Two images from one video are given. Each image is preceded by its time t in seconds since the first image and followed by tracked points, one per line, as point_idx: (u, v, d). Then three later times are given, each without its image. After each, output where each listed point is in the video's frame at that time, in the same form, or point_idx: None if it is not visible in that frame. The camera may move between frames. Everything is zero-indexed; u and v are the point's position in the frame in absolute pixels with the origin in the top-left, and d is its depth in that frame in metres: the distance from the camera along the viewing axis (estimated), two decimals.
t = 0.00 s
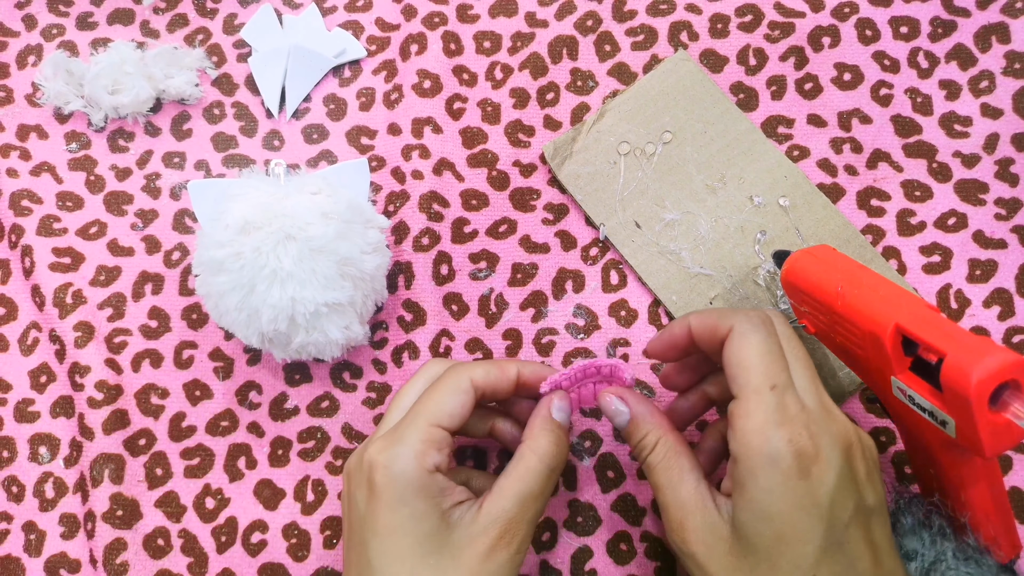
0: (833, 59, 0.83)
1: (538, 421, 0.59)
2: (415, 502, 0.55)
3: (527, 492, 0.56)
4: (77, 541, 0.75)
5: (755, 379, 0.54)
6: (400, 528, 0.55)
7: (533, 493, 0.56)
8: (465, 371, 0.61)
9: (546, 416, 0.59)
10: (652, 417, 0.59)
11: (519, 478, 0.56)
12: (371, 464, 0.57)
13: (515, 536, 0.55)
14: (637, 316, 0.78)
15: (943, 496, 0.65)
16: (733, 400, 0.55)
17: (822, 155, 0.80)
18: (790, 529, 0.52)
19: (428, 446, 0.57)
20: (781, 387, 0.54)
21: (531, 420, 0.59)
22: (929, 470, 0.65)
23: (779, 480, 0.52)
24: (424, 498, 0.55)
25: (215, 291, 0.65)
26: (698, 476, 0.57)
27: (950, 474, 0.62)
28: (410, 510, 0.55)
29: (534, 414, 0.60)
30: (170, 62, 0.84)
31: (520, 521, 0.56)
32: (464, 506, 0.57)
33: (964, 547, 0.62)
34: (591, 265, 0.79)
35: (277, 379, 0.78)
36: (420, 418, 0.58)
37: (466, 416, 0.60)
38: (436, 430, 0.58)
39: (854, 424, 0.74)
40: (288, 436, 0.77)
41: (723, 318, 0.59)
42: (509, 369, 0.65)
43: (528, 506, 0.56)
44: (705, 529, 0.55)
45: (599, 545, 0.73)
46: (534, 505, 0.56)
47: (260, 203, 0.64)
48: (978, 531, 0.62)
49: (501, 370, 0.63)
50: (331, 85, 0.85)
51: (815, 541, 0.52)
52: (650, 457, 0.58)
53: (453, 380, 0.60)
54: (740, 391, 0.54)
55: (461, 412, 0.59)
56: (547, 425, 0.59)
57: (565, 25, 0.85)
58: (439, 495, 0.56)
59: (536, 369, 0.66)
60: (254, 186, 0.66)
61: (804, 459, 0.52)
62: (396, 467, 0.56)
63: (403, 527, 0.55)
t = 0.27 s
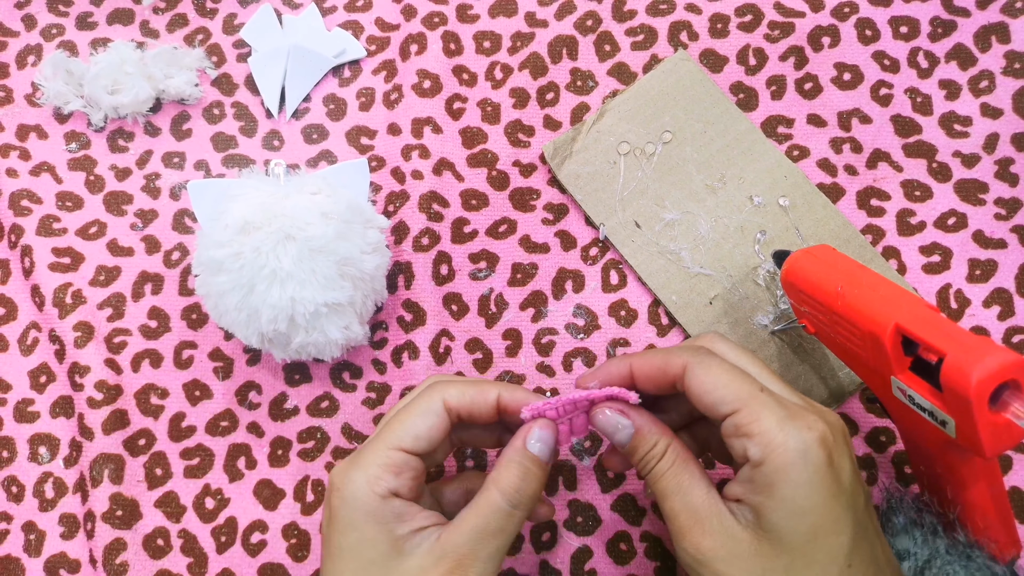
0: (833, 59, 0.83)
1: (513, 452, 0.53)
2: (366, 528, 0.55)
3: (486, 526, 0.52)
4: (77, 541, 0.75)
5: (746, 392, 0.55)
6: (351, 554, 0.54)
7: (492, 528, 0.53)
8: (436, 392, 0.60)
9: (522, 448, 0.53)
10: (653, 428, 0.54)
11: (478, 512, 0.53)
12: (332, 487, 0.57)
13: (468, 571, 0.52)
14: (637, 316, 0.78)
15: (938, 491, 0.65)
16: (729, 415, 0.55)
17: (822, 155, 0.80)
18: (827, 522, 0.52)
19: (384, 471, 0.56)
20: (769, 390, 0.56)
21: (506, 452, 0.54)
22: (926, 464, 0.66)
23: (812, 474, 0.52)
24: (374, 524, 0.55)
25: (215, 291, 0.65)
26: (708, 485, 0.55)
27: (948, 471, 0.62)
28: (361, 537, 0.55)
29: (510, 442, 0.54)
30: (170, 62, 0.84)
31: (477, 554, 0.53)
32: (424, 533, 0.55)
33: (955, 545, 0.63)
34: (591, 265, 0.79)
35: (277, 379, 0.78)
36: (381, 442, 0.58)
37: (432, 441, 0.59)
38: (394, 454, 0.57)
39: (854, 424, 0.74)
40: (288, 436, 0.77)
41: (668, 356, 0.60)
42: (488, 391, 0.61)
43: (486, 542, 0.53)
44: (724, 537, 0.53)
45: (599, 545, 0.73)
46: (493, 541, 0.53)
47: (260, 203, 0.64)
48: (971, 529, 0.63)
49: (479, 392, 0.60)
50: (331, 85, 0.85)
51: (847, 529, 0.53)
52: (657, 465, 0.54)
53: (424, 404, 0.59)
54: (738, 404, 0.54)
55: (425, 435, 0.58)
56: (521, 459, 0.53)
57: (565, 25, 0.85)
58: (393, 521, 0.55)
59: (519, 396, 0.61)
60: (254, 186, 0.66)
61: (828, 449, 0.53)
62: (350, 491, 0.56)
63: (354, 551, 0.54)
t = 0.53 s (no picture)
0: (833, 59, 0.83)
1: (473, 452, 0.52)
2: (321, 516, 0.57)
3: (438, 524, 0.52)
4: (77, 541, 0.75)
5: (738, 390, 0.56)
6: (310, 541, 0.56)
7: (443, 525, 0.52)
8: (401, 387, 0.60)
9: (482, 448, 0.52)
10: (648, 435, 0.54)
11: (431, 508, 0.53)
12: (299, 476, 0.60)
13: (417, 566, 0.52)
14: (637, 316, 0.78)
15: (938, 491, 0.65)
16: (725, 415, 0.55)
17: (822, 155, 0.80)
18: (835, 508, 0.53)
19: (341, 462, 0.59)
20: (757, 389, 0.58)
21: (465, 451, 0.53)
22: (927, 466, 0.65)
23: (816, 463, 0.53)
24: (327, 512, 0.57)
25: (215, 291, 0.65)
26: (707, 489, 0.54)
27: (948, 471, 0.62)
28: (318, 524, 0.57)
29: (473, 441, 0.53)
30: (170, 62, 0.84)
31: (427, 550, 0.52)
32: (382, 523, 0.56)
33: (957, 543, 0.61)
34: (591, 265, 0.79)
35: (277, 379, 0.78)
36: (345, 434, 0.60)
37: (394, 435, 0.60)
38: (354, 446, 0.59)
39: (854, 424, 0.74)
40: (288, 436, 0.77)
41: (654, 364, 0.60)
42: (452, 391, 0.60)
43: (437, 539, 0.52)
44: (735, 539, 0.52)
45: (599, 545, 0.73)
46: (446, 539, 0.52)
47: (260, 203, 0.64)
48: (972, 527, 0.62)
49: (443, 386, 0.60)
50: (331, 85, 0.85)
51: (853, 515, 0.54)
52: (658, 472, 0.53)
53: (389, 398, 0.60)
54: (733, 402, 0.55)
55: (387, 428, 0.60)
56: (478, 459, 0.52)
57: (565, 25, 0.85)
58: (347, 511, 0.57)
59: (483, 396, 0.60)
60: (254, 186, 0.66)
61: (825, 439, 0.55)
62: (308, 480, 0.58)
63: (311, 540, 0.56)
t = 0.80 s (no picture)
0: (833, 59, 0.83)
1: (489, 462, 0.52)
2: (337, 536, 0.56)
3: (461, 540, 0.52)
4: (77, 541, 0.75)
5: (749, 387, 0.56)
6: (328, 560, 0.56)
7: (466, 542, 0.52)
8: (421, 404, 0.58)
9: (498, 458, 0.52)
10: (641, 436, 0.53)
11: (453, 525, 0.52)
12: (309, 491, 0.59)
13: None
14: (637, 316, 0.78)
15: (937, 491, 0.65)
16: (735, 412, 0.55)
17: (822, 155, 0.80)
18: (843, 509, 0.53)
19: (356, 483, 0.56)
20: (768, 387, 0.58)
21: (483, 461, 0.53)
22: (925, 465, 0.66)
23: (826, 464, 0.53)
24: (344, 534, 0.56)
25: (215, 291, 0.65)
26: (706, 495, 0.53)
27: (947, 471, 0.62)
28: (334, 544, 0.56)
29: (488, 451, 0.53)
30: (170, 62, 0.84)
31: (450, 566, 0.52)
32: (400, 540, 0.55)
33: (957, 542, 0.61)
34: (591, 265, 0.79)
35: (277, 378, 0.78)
36: (358, 452, 0.57)
37: (411, 454, 0.58)
38: (370, 467, 0.57)
39: (854, 424, 0.74)
40: (288, 436, 0.77)
41: (663, 355, 0.59)
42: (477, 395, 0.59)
43: (460, 555, 0.53)
44: (742, 542, 0.51)
45: (599, 545, 0.73)
46: (468, 554, 0.53)
47: (260, 203, 0.64)
48: (972, 526, 0.62)
49: (465, 400, 0.58)
50: (331, 85, 0.85)
51: (860, 516, 0.54)
52: (652, 477, 0.52)
53: (406, 416, 0.58)
54: (744, 399, 0.55)
55: (404, 448, 0.57)
56: (496, 471, 0.52)
57: (565, 25, 0.85)
58: (364, 530, 0.56)
59: (510, 397, 0.59)
60: (254, 187, 0.66)
61: (834, 440, 0.55)
62: (322, 499, 0.57)
63: (328, 559, 0.56)
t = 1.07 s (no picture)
0: (833, 59, 0.83)
1: (481, 452, 0.52)
2: (320, 528, 0.56)
3: (448, 525, 0.53)
4: (77, 541, 0.75)
5: (745, 386, 0.56)
6: (312, 552, 0.56)
7: (456, 523, 0.53)
8: (407, 405, 0.59)
9: (493, 449, 0.52)
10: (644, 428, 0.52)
11: (445, 508, 0.53)
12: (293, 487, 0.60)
13: (428, 569, 0.53)
14: (637, 316, 0.78)
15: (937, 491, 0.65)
16: (730, 409, 0.55)
17: (822, 155, 0.80)
18: (838, 509, 0.53)
19: (337, 474, 0.58)
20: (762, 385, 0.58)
21: (477, 449, 0.53)
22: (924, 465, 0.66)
23: (819, 463, 0.53)
24: (327, 524, 0.56)
25: (215, 291, 0.65)
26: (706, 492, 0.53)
27: (946, 470, 0.63)
28: (317, 536, 0.56)
29: (483, 442, 0.53)
30: (170, 62, 0.84)
31: (440, 553, 0.53)
32: (384, 531, 0.56)
33: (958, 544, 0.60)
34: (591, 265, 0.79)
35: (277, 378, 0.78)
36: (342, 447, 0.59)
37: (395, 451, 0.59)
38: (351, 460, 0.58)
39: (854, 424, 0.74)
40: (288, 437, 0.77)
41: (662, 353, 0.60)
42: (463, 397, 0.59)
43: (448, 540, 0.53)
44: (739, 542, 0.51)
45: (599, 545, 0.73)
46: (457, 538, 0.53)
47: (260, 203, 0.64)
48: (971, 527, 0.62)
49: (450, 400, 0.59)
50: (331, 85, 0.85)
51: (855, 516, 0.54)
52: (652, 472, 0.51)
53: (392, 415, 0.59)
54: (739, 397, 0.55)
55: (388, 444, 0.58)
56: (488, 460, 0.52)
57: (565, 25, 0.85)
58: (347, 521, 0.56)
59: (495, 394, 0.59)
60: (254, 187, 0.66)
61: (828, 438, 0.55)
62: (304, 493, 0.58)
63: (312, 550, 0.56)
